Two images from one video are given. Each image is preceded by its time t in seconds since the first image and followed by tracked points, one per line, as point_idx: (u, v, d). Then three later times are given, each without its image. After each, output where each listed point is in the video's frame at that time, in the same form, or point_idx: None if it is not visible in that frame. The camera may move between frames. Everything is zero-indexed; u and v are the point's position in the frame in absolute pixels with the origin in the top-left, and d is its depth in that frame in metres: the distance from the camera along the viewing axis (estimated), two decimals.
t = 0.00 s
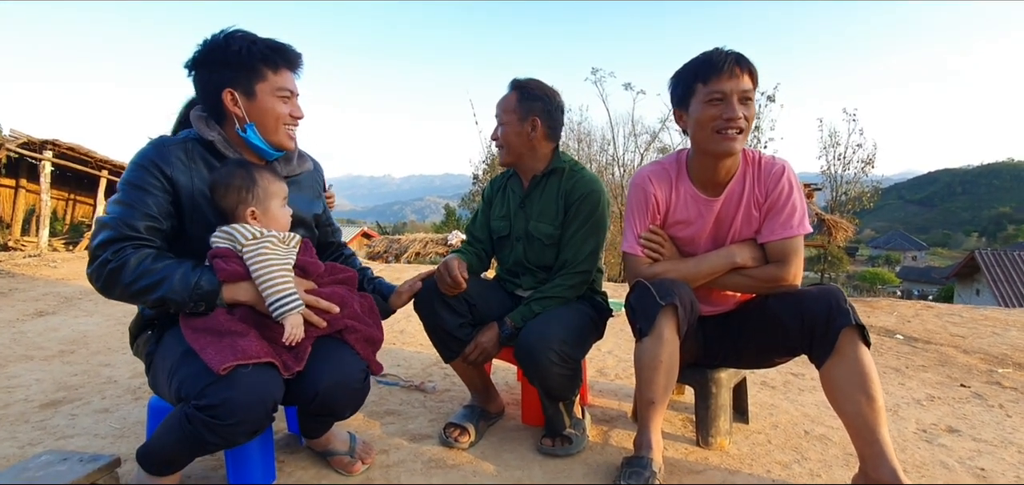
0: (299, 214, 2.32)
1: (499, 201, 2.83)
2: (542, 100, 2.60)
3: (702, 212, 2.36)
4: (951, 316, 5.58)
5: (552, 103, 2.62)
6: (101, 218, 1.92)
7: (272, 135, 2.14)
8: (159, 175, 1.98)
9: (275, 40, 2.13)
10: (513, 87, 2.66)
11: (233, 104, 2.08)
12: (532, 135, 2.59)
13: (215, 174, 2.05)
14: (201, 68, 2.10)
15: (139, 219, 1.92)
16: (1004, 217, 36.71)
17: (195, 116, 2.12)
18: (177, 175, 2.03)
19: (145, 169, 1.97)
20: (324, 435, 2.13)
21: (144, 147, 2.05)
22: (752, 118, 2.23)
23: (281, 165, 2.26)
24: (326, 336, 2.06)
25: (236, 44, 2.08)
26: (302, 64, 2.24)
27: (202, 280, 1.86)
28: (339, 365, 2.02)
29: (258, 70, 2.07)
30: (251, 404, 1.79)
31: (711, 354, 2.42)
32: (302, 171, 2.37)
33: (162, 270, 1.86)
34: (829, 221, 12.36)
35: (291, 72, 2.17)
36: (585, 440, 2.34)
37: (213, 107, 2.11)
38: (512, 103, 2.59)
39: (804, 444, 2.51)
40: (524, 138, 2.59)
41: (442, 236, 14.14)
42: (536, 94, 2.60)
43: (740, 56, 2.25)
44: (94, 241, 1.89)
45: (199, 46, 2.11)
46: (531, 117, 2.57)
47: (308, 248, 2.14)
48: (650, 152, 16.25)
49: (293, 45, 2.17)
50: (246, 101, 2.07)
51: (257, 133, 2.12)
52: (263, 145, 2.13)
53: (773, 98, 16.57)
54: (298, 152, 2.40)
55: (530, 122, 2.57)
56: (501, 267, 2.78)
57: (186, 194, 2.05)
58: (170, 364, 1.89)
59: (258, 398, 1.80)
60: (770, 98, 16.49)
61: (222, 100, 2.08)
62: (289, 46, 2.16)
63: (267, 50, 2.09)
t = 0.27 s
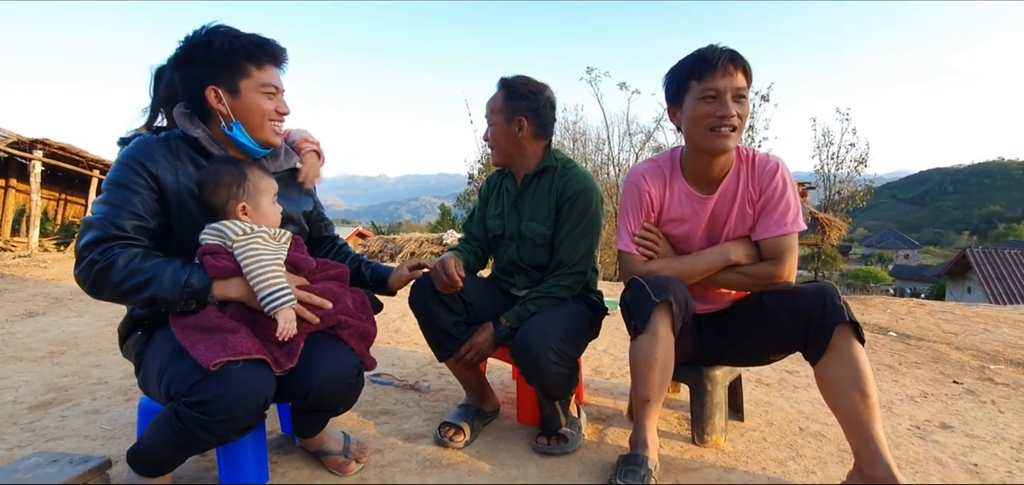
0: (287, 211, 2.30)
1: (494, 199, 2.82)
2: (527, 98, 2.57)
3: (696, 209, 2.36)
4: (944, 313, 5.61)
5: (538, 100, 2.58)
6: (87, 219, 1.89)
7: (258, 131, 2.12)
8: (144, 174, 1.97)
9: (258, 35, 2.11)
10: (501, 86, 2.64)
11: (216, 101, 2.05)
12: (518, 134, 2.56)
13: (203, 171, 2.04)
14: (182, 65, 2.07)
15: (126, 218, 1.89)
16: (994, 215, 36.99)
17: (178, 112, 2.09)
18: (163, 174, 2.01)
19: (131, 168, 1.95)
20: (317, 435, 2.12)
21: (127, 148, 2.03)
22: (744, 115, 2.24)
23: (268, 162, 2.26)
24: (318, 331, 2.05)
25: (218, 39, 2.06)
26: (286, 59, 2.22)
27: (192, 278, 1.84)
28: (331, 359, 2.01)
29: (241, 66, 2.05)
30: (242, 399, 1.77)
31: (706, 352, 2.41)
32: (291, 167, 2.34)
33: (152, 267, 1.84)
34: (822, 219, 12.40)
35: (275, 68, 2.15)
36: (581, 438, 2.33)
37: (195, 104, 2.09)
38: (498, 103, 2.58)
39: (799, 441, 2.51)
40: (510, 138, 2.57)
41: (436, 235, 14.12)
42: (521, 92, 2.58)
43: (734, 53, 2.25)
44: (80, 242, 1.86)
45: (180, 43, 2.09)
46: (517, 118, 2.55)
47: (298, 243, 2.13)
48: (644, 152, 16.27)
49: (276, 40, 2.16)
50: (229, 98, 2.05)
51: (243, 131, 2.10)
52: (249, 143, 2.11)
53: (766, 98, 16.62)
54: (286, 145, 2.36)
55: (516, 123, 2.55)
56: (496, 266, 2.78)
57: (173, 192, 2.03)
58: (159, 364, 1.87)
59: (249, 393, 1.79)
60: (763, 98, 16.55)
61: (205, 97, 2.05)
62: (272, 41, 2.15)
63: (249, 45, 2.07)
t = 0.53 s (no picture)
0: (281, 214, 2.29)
1: (491, 198, 2.82)
2: (521, 99, 2.49)
3: (692, 209, 2.37)
4: (938, 312, 5.64)
5: (533, 100, 2.50)
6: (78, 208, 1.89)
7: (252, 139, 2.12)
8: (140, 166, 1.97)
9: (257, 41, 2.07)
10: (495, 84, 2.57)
11: (212, 108, 2.05)
12: (512, 136, 2.50)
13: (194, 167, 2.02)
14: (178, 68, 2.05)
15: (118, 210, 1.89)
16: (988, 215, 37.19)
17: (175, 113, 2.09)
18: (160, 170, 2.01)
19: (127, 160, 1.96)
20: (314, 436, 2.11)
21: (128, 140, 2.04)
22: (733, 115, 2.23)
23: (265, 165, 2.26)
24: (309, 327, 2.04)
25: (215, 47, 2.02)
26: (285, 65, 2.20)
27: (180, 273, 1.84)
28: (325, 354, 2.00)
29: (238, 75, 2.03)
30: (230, 392, 1.76)
31: (702, 351, 2.42)
32: (289, 171, 2.35)
33: (140, 261, 1.83)
34: (817, 218, 12.44)
35: (273, 76, 2.13)
36: (579, 438, 2.34)
37: (191, 107, 2.08)
38: (492, 103, 2.51)
39: (795, 439, 2.52)
40: (504, 140, 2.52)
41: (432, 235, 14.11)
42: (516, 92, 2.49)
43: (722, 53, 2.25)
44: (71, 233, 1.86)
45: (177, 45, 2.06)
46: (509, 119, 2.48)
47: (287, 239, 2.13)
48: (640, 152, 16.29)
49: (276, 46, 2.12)
50: (225, 106, 2.05)
51: (238, 138, 2.11)
52: (244, 151, 2.12)
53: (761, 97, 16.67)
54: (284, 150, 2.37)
55: (509, 124, 2.48)
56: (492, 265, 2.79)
57: (167, 187, 2.02)
58: (150, 361, 1.87)
59: (237, 386, 1.77)
60: (758, 97, 16.60)
61: (200, 103, 2.05)
62: (273, 48, 2.12)
63: (247, 54, 2.04)
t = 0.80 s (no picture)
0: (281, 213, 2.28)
1: (488, 196, 2.82)
2: (516, 100, 2.46)
3: (690, 208, 2.37)
4: (934, 311, 5.66)
5: (529, 102, 2.47)
6: (84, 206, 1.89)
7: (258, 135, 2.11)
8: (147, 162, 1.96)
9: (268, 40, 2.08)
10: (491, 84, 2.55)
11: (219, 103, 2.04)
12: (508, 138, 2.49)
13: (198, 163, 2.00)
14: (191, 62, 2.05)
15: (122, 208, 1.89)
16: (982, 214, 37.34)
17: (184, 109, 2.09)
18: (166, 167, 2.00)
19: (133, 155, 1.95)
20: (312, 435, 2.11)
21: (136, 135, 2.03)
22: (724, 113, 2.22)
23: (269, 165, 2.26)
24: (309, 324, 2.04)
25: (227, 43, 2.02)
26: (294, 64, 2.20)
27: (183, 271, 1.83)
28: (320, 351, 2.00)
29: (248, 71, 2.03)
30: (227, 386, 1.75)
31: (700, 350, 2.42)
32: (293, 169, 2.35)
33: (143, 259, 1.83)
34: (813, 218, 12.46)
35: (283, 74, 2.13)
36: (577, 437, 2.34)
37: (200, 102, 2.07)
38: (487, 103, 2.49)
39: (793, 437, 2.52)
40: (499, 141, 2.51)
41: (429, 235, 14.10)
42: (511, 93, 2.47)
43: (713, 51, 2.24)
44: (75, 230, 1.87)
45: (189, 40, 2.07)
46: (505, 121, 2.46)
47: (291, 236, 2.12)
48: (637, 151, 16.31)
49: (285, 46, 2.13)
50: (233, 101, 2.04)
51: (244, 134, 2.09)
52: (249, 146, 2.10)
53: (757, 97, 16.71)
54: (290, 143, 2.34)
55: (505, 126, 2.47)
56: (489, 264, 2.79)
57: (174, 183, 2.01)
58: (149, 354, 1.86)
59: (234, 381, 1.77)
60: (754, 97, 16.64)
61: (208, 98, 2.04)
62: (281, 47, 2.12)
63: (258, 51, 2.04)
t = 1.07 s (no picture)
0: (280, 216, 2.28)
1: (485, 196, 2.82)
2: (513, 102, 2.45)
3: (688, 207, 2.37)
4: (931, 310, 5.67)
5: (526, 103, 2.46)
6: (78, 212, 1.87)
7: (260, 139, 2.11)
8: (144, 166, 1.94)
9: (268, 42, 2.08)
10: (488, 83, 2.55)
11: (221, 107, 2.04)
12: (504, 140, 2.49)
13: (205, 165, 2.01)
14: (191, 65, 2.05)
15: (117, 215, 1.87)
16: (979, 213, 37.44)
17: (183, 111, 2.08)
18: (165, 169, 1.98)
19: (130, 159, 1.93)
20: (310, 436, 2.11)
21: (131, 136, 2.00)
22: (704, 117, 2.20)
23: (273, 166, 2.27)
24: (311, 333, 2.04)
25: (228, 45, 2.02)
26: (296, 65, 2.19)
27: (183, 280, 1.83)
28: (324, 359, 2.00)
29: (249, 74, 2.02)
30: (226, 402, 1.75)
31: (698, 349, 2.42)
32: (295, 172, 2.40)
33: (142, 268, 1.83)
34: (810, 218, 12.48)
35: (284, 76, 2.13)
36: (576, 437, 2.34)
37: (201, 106, 2.07)
38: (484, 104, 2.48)
39: (791, 437, 2.53)
40: (496, 143, 2.50)
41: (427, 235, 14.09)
42: (507, 94, 2.46)
43: (694, 56, 2.23)
44: (69, 239, 1.85)
45: (189, 42, 2.06)
46: (502, 122, 2.46)
47: (293, 243, 2.13)
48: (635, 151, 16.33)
49: (287, 46, 2.12)
50: (235, 105, 2.03)
51: (246, 137, 2.09)
52: (252, 149, 2.10)
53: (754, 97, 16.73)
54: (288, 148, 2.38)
55: (501, 127, 2.47)
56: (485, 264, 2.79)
57: (172, 187, 2.01)
58: (147, 365, 1.86)
59: (234, 397, 1.76)
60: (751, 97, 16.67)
61: (210, 102, 2.04)
62: (283, 48, 2.11)
63: (259, 53, 2.04)
